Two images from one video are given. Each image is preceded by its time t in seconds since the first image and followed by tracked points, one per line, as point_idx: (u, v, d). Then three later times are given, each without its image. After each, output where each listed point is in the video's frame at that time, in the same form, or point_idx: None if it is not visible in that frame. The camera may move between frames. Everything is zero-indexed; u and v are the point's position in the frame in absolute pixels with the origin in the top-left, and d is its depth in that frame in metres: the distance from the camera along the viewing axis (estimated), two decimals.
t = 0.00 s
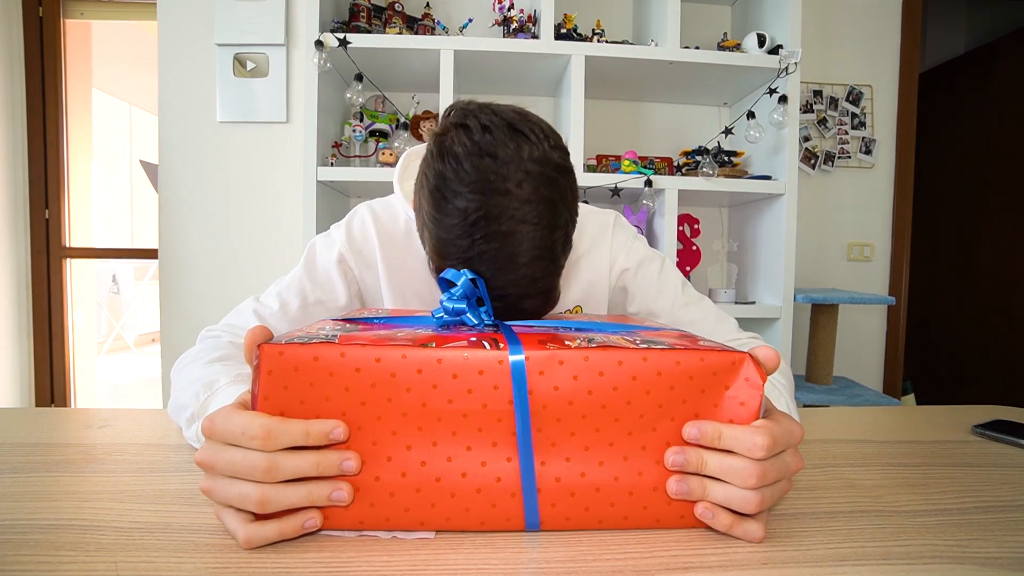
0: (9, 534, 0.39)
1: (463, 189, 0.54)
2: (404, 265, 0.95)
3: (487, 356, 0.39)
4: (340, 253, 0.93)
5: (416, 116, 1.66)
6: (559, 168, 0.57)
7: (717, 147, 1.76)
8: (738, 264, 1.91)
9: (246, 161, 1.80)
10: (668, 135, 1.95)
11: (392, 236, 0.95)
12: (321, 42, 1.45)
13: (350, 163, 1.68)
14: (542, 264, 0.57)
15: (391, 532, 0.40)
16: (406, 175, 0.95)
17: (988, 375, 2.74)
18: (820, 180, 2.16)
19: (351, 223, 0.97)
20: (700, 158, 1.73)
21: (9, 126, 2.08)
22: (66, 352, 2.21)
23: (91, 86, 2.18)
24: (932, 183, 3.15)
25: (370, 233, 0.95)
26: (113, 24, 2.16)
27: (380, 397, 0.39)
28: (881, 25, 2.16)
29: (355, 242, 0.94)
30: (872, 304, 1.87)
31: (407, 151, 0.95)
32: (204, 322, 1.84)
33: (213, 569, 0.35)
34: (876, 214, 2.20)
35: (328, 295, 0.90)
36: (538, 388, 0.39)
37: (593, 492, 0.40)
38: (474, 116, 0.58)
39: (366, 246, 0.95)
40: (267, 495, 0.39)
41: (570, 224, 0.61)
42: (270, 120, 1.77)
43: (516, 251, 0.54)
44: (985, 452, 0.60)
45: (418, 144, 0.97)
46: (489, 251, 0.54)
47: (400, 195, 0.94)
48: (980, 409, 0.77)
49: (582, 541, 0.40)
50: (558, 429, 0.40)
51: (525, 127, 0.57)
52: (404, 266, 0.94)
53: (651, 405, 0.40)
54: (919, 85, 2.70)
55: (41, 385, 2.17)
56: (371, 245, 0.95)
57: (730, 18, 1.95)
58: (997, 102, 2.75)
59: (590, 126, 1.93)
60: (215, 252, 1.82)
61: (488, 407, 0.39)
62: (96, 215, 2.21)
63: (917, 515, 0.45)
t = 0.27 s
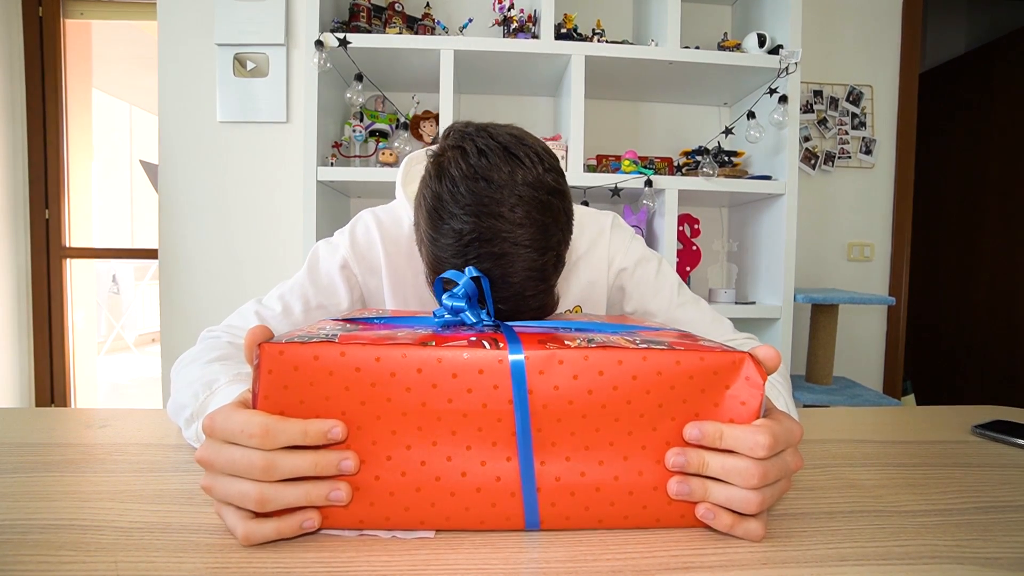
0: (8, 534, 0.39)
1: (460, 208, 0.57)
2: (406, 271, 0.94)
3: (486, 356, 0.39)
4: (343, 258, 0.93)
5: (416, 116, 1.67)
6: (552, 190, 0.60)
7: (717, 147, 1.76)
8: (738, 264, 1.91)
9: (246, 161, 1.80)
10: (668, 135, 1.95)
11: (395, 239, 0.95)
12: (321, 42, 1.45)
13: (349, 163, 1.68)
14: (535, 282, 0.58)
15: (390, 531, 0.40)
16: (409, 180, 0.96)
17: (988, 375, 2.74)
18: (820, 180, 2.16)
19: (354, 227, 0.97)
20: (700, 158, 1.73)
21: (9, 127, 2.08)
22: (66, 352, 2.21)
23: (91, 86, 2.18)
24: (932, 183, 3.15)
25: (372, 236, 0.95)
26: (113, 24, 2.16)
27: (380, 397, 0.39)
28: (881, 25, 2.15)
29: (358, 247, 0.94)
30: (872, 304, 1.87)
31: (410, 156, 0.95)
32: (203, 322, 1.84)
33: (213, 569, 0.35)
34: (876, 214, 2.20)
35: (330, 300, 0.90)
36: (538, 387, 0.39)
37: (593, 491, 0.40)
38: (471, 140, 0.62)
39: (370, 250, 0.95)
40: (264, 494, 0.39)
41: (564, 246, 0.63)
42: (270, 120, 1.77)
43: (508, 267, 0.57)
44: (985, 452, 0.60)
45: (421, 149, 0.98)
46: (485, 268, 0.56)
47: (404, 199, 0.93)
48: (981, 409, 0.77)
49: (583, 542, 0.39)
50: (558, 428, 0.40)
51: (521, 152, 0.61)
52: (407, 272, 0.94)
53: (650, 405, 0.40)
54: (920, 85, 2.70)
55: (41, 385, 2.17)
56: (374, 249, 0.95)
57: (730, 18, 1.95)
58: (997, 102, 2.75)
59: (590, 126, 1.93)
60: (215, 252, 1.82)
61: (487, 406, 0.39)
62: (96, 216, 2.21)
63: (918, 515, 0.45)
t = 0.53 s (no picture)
0: (9, 534, 0.39)
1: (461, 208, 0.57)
2: (406, 273, 0.94)
3: (486, 355, 0.39)
4: (342, 261, 0.93)
5: (416, 116, 1.67)
6: (553, 194, 0.60)
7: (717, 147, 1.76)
8: (738, 264, 1.91)
9: (245, 161, 1.80)
10: (668, 135, 1.95)
11: (395, 240, 0.95)
12: (321, 42, 1.45)
13: (349, 163, 1.68)
14: (535, 285, 0.58)
15: (390, 530, 0.40)
16: (408, 181, 0.95)
17: (988, 375, 2.74)
18: (820, 180, 2.16)
19: (353, 229, 0.97)
20: (700, 158, 1.73)
21: (9, 128, 2.08)
22: (66, 352, 2.21)
23: (91, 86, 2.18)
24: (932, 183, 3.15)
25: (372, 238, 0.95)
26: (113, 24, 2.16)
27: (380, 395, 0.39)
28: (881, 25, 2.15)
29: (357, 249, 0.94)
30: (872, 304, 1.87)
31: (410, 156, 0.95)
32: (204, 322, 1.84)
33: (213, 569, 0.35)
34: (876, 214, 2.20)
35: (329, 302, 0.90)
36: (537, 385, 0.39)
37: (593, 490, 0.40)
38: (473, 142, 0.62)
39: (369, 253, 0.95)
40: (262, 491, 0.39)
41: (564, 250, 0.63)
42: (269, 120, 1.77)
43: (508, 270, 0.57)
44: (985, 452, 0.60)
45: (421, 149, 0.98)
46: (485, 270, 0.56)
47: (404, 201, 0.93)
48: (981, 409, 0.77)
49: (583, 541, 0.39)
50: (558, 427, 0.40)
51: (523, 155, 0.61)
52: (406, 274, 0.94)
53: (649, 403, 0.40)
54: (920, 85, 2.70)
55: (41, 385, 2.17)
56: (373, 251, 0.95)
57: (730, 18, 1.95)
58: (997, 102, 2.75)
59: (590, 126, 1.93)
60: (215, 252, 1.82)
61: (487, 405, 0.39)
62: (96, 216, 2.21)
63: (918, 515, 0.45)
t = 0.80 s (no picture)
0: (9, 534, 0.39)
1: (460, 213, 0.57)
2: (405, 273, 0.94)
3: (486, 355, 0.39)
4: (341, 261, 0.93)
5: (416, 116, 1.67)
6: (553, 194, 0.60)
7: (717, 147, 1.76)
8: (738, 264, 1.91)
9: (245, 161, 1.80)
10: (668, 135, 1.95)
11: (394, 241, 0.95)
12: (320, 42, 1.45)
13: (349, 163, 1.68)
14: (535, 286, 0.58)
15: (390, 531, 0.40)
16: (408, 181, 0.96)
17: (988, 375, 2.74)
18: (820, 180, 2.16)
19: (353, 229, 0.97)
20: (700, 158, 1.73)
21: (9, 128, 2.08)
22: (66, 353, 2.21)
23: (91, 86, 2.18)
24: (932, 183, 3.15)
25: (371, 238, 0.95)
26: (113, 24, 2.16)
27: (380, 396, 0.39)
28: (881, 25, 2.15)
29: (356, 249, 0.94)
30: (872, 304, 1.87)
31: (410, 156, 0.96)
32: (203, 322, 1.84)
33: (213, 569, 0.35)
34: (876, 214, 2.20)
35: (328, 303, 0.90)
36: (537, 386, 0.39)
37: (592, 490, 0.40)
38: (473, 142, 0.62)
39: (368, 254, 0.95)
40: (261, 494, 0.39)
41: (564, 250, 0.63)
42: (269, 120, 1.77)
43: (508, 271, 0.57)
44: (985, 452, 0.60)
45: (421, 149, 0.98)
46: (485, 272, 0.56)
47: (403, 201, 0.93)
48: (981, 409, 0.77)
49: (583, 541, 0.39)
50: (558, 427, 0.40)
51: (523, 155, 0.61)
52: (406, 275, 0.94)
53: (649, 404, 0.40)
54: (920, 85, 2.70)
55: (41, 385, 2.17)
56: (372, 251, 0.95)
57: (730, 18, 1.95)
58: (997, 102, 2.75)
59: (590, 126, 1.93)
60: (214, 251, 1.82)
61: (487, 405, 0.39)
62: (96, 216, 2.21)
63: (918, 515, 0.45)
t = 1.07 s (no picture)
0: (9, 534, 0.39)
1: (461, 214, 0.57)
2: (405, 272, 0.95)
3: (486, 355, 0.39)
4: (340, 260, 0.93)
5: (416, 116, 1.67)
6: (554, 196, 0.60)
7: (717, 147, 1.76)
8: (738, 264, 1.91)
9: (245, 161, 1.80)
10: (669, 135, 1.95)
11: (394, 240, 0.95)
12: (320, 42, 1.45)
13: (349, 163, 1.68)
14: (536, 286, 0.58)
15: (390, 531, 0.40)
16: (408, 180, 0.96)
17: (988, 375, 2.74)
18: (820, 180, 2.16)
19: (353, 229, 0.97)
20: (700, 158, 1.73)
21: (9, 129, 2.08)
22: (66, 352, 2.21)
23: (91, 86, 2.18)
24: (932, 183, 3.15)
25: (371, 237, 0.95)
26: (113, 24, 2.16)
27: (380, 396, 0.39)
28: (881, 24, 2.15)
29: (356, 248, 0.94)
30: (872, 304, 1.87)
31: (410, 155, 0.96)
32: (203, 322, 1.84)
33: (212, 569, 0.35)
34: (876, 214, 2.20)
35: (327, 302, 0.90)
36: (537, 385, 0.39)
37: (592, 489, 0.40)
38: (474, 143, 0.62)
39: (368, 253, 0.94)
40: (261, 494, 0.39)
41: (565, 250, 0.63)
42: (269, 120, 1.77)
43: (510, 271, 0.57)
44: (985, 452, 0.60)
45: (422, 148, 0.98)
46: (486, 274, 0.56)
47: (403, 201, 0.93)
48: (981, 409, 0.77)
49: (582, 541, 0.39)
50: (558, 427, 0.40)
51: (524, 156, 0.61)
52: (406, 275, 0.94)
53: (649, 403, 0.40)
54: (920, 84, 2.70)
55: (41, 385, 2.17)
56: (372, 250, 0.95)
57: (730, 18, 1.95)
58: (997, 102, 2.75)
59: (590, 126, 1.93)
60: (214, 251, 1.82)
61: (487, 404, 0.39)
62: (96, 216, 2.21)
63: (917, 515, 0.45)
